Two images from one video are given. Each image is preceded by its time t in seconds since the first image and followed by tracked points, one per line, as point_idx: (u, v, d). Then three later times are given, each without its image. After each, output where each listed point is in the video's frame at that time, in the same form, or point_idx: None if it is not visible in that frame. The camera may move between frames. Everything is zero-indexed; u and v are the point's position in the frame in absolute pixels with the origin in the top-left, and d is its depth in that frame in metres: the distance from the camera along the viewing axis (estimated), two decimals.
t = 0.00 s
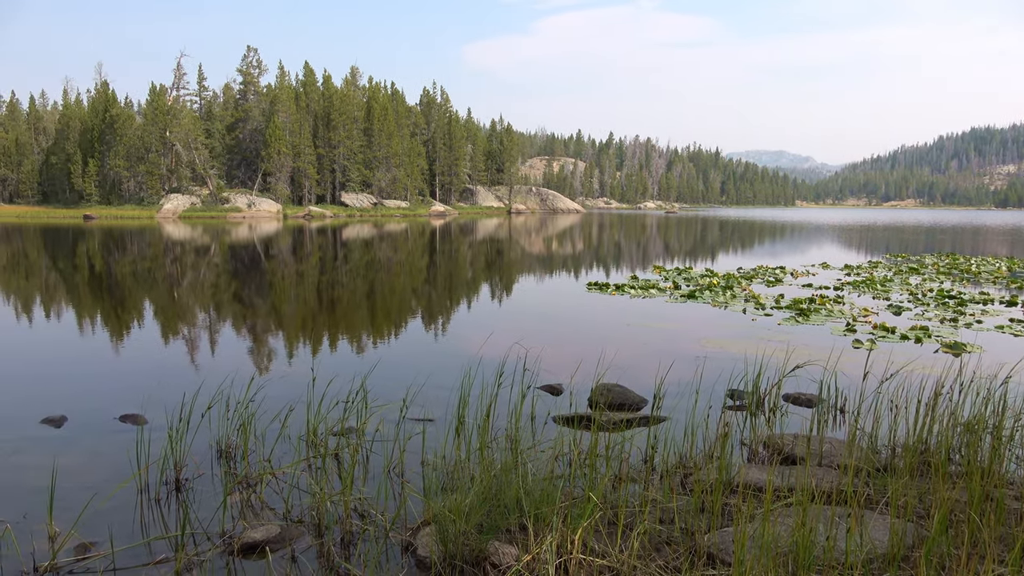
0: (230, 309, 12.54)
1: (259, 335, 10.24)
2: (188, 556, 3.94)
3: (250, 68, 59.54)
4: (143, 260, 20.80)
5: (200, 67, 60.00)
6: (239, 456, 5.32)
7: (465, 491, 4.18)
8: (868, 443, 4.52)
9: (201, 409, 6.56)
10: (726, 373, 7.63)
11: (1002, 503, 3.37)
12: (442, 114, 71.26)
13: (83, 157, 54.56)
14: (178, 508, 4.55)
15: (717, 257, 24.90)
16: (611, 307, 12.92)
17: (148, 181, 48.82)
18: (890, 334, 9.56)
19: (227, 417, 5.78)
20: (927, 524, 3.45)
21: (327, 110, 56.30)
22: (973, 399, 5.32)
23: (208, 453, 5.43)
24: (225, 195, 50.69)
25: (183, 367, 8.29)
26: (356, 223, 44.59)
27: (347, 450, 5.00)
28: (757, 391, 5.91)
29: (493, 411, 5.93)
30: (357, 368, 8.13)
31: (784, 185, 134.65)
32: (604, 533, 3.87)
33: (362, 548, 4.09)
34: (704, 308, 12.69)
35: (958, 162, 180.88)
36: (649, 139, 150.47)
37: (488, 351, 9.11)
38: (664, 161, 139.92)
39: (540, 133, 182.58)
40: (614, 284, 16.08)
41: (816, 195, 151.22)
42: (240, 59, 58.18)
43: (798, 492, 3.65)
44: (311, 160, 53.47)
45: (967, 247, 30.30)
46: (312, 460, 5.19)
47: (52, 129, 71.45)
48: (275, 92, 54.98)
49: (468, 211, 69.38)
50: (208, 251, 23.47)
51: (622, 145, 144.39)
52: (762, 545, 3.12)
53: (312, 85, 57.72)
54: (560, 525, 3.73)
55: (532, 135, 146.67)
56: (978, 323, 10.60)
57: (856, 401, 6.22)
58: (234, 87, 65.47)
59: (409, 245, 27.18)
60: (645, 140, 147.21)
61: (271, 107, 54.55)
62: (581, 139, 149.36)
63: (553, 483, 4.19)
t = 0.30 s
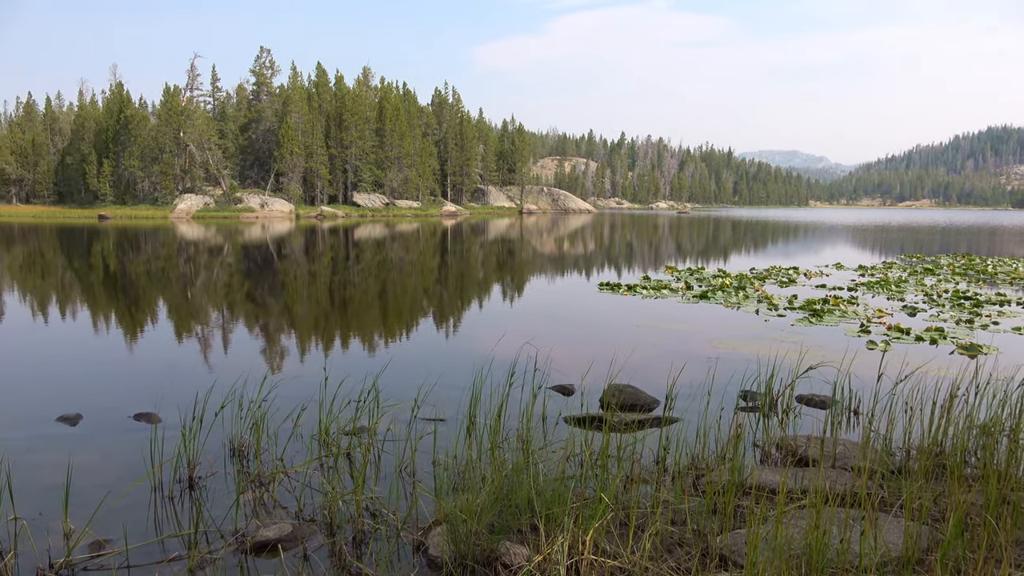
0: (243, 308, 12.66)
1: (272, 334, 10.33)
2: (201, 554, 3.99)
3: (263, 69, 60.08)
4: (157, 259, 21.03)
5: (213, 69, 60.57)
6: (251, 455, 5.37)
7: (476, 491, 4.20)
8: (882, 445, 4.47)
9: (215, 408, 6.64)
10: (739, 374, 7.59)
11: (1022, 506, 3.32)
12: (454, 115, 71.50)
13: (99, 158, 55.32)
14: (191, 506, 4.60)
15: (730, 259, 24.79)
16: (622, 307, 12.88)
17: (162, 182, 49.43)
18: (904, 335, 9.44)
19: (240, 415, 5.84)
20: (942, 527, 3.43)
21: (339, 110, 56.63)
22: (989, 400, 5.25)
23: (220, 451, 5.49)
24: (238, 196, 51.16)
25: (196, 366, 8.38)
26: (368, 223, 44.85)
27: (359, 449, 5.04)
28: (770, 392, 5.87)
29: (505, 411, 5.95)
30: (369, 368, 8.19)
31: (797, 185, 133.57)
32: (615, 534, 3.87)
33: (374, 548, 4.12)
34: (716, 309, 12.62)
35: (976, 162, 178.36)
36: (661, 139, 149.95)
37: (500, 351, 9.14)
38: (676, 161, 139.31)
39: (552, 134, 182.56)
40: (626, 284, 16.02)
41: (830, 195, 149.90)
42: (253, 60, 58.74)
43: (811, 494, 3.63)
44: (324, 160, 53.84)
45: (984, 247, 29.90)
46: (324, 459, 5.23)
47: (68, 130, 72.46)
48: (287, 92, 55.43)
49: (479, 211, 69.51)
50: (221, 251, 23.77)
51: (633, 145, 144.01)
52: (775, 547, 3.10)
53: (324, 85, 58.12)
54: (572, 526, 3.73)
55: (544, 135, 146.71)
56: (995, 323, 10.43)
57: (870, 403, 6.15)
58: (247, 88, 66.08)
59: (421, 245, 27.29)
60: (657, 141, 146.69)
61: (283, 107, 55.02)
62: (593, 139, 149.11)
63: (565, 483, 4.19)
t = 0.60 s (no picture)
0: (263, 307, 12.85)
1: (291, 333, 10.47)
2: (222, 550, 4.06)
3: (283, 70, 60.81)
4: (178, 259, 21.37)
5: (234, 70, 61.36)
6: (272, 453, 5.46)
7: (494, 491, 4.22)
8: (904, 449, 4.40)
9: (235, 406, 6.75)
10: (758, 375, 7.52)
11: None
12: (472, 115, 71.69)
13: (122, 158, 56.41)
14: (212, 502, 4.69)
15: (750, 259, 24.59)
16: (640, 308, 12.82)
17: (184, 182, 50.31)
18: (928, 337, 9.28)
19: (261, 414, 5.94)
20: (966, 532, 3.37)
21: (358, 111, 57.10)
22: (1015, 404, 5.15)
23: (241, 449, 5.58)
24: (259, 196, 51.84)
25: (217, 365, 8.52)
26: (386, 223, 45.15)
27: (377, 448, 5.09)
28: (790, 394, 5.80)
29: (523, 411, 5.97)
30: (387, 367, 8.26)
31: (819, 185, 131.63)
32: (633, 535, 3.86)
33: (391, 546, 4.16)
34: (735, 309, 12.51)
35: (1005, 160, 174.13)
36: (680, 139, 148.84)
37: (518, 351, 9.16)
38: (695, 160, 138.09)
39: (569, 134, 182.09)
40: (644, 285, 15.94)
41: (853, 195, 147.44)
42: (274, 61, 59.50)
43: (832, 497, 3.58)
44: (343, 160, 54.35)
45: (1012, 248, 29.22)
46: (343, 458, 5.30)
47: (92, 131, 73.92)
48: (307, 93, 56.05)
49: (496, 211, 69.59)
50: (241, 250, 24.13)
51: (652, 144, 143.08)
52: (794, 550, 3.07)
53: (344, 86, 58.64)
54: (589, 526, 3.73)
55: (562, 135, 146.41)
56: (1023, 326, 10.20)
57: (893, 406, 6.06)
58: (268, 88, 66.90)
59: (438, 245, 27.42)
60: (676, 140, 145.59)
61: (303, 108, 55.64)
62: (611, 138, 148.47)
63: (582, 484, 4.20)
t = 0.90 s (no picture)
0: (281, 306, 13.00)
1: (308, 332, 10.58)
2: (240, 547, 4.13)
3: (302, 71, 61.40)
4: (197, 258, 21.68)
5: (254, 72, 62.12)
6: (289, 451, 5.53)
7: (510, 491, 4.24)
8: (925, 452, 4.34)
9: (253, 405, 6.84)
10: (776, 377, 7.45)
11: None
12: (489, 115, 71.82)
13: (143, 159, 57.37)
14: (230, 500, 4.76)
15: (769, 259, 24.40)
16: (656, 308, 12.75)
17: (204, 183, 51.09)
18: (949, 339, 9.12)
19: (278, 413, 6.01)
20: (990, 538, 3.31)
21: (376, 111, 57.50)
22: None
23: (259, 447, 5.66)
24: (277, 197, 52.41)
25: (236, 363, 8.64)
26: (403, 223, 45.41)
27: (393, 447, 5.13)
28: (809, 396, 5.72)
29: (539, 412, 5.97)
30: (404, 367, 8.32)
31: (840, 184, 129.83)
32: (649, 536, 3.86)
33: (407, 545, 4.19)
34: (753, 310, 12.40)
35: None
36: (698, 139, 147.76)
37: (534, 351, 9.16)
38: (713, 160, 136.97)
39: (586, 134, 181.58)
40: (661, 285, 15.85)
41: (873, 195, 145.21)
42: (292, 63, 60.13)
43: (851, 501, 3.54)
44: (360, 161, 54.80)
45: None
46: (360, 457, 5.34)
47: (114, 132, 75.27)
48: (325, 94, 56.58)
49: (513, 211, 69.65)
50: (260, 250, 24.45)
51: (669, 144, 142.18)
52: (813, 553, 3.05)
53: (361, 87, 59.10)
54: (605, 527, 3.73)
55: (579, 136, 146.05)
56: None
57: (914, 409, 5.97)
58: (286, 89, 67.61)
59: (454, 245, 27.53)
60: (694, 140, 144.53)
61: (321, 109, 56.17)
62: (628, 139, 147.80)
63: (598, 485, 4.19)
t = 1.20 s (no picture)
0: (300, 305, 13.17)
1: (326, 331, 10.70)
2: (258, 545, 4.19)
3: (320, 72, 62.02)
4: (216, 257, 22.00)
5: (273, 73, 62.90)
6: (307, 449, 5.60)
7: (527, 491, 4.25)
8: (948, 455, 4.27)
9: (272, 403, 6.94)
10: (796, 378, 7.37)
11: None
12: (506, 116, 71.92)
13: (165, 159, 58.37)
14: (250, 498, 4.84)
15: (788, 260, 24.10)
16: (673, 309, 12.67)
17: (224, 184, 52.02)
18: (972, 342, 8.95)
19: (297, 411, 6.08)
20: (1015, 544, 3.25)
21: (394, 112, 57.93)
22: None
23: (277, 446, 5.75)
24: (296, 197, 52.99)
25: (255, 361, 8.76)
26: (420, 223, 45.71)
27: (410, 446, 5.18)
28: (829, 398, 5.66)
29: (556, 412, 5.98)
30: (421, 366, 8.37)
31: (861, 184, 127.99)
32: (667, 538, 3.85)
33: (424, 544, 4.23)
34: (772, 311, 12.26)
35: None
36: (717, 138, 146.56)
37: (551, 351, 9.18)
38: (731, 160, 135.64)
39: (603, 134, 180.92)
40: (679, 286, 15.73)
41: (895, 195, 142.80)
42: (311, 64, 60.79)
43: (871, 504, 3.49)
44: (378, 161, 55.27)
45: None
46: (377, 455, 5.39)
47: (136, 133, 76.63)
48: (344, 94, 57.10)
49: (529, 211, 69.68)
50: (279, 250, 24.82)
51: (687, 144, 141.19)
52: (833, 557, 3.01)
53: (379, 88, 59.56)
54: (622, 528, 3.72)
55: (596, 136, 145.65)
56: None
57: (937, 411, 5.86)
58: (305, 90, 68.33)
59: (472, 245, 27.64)
60: (712, 140, 143.37)
61: (340, 110, 56.70)
62: (646, 138, 147.06)
63: (615, 486, 4.19)
